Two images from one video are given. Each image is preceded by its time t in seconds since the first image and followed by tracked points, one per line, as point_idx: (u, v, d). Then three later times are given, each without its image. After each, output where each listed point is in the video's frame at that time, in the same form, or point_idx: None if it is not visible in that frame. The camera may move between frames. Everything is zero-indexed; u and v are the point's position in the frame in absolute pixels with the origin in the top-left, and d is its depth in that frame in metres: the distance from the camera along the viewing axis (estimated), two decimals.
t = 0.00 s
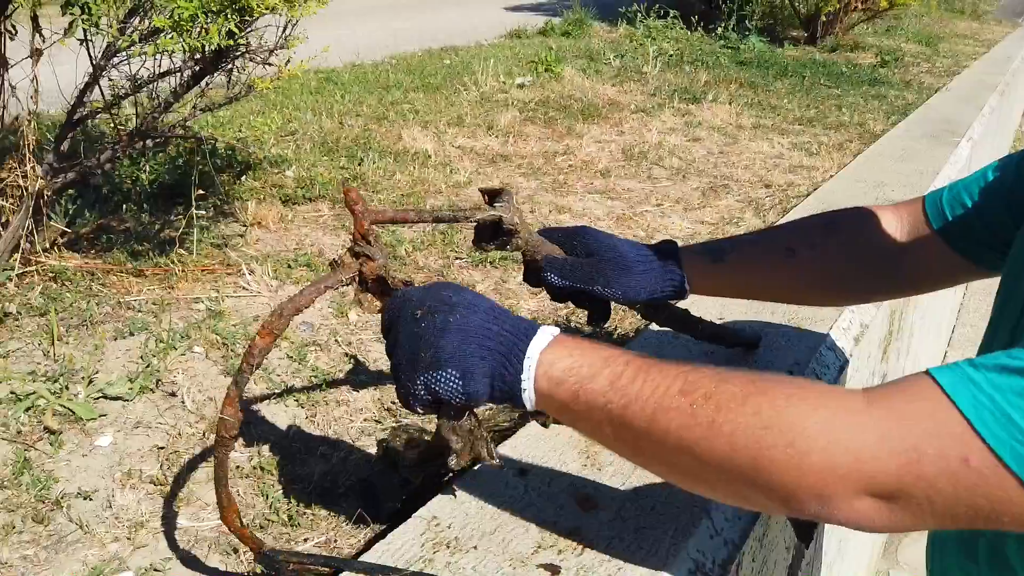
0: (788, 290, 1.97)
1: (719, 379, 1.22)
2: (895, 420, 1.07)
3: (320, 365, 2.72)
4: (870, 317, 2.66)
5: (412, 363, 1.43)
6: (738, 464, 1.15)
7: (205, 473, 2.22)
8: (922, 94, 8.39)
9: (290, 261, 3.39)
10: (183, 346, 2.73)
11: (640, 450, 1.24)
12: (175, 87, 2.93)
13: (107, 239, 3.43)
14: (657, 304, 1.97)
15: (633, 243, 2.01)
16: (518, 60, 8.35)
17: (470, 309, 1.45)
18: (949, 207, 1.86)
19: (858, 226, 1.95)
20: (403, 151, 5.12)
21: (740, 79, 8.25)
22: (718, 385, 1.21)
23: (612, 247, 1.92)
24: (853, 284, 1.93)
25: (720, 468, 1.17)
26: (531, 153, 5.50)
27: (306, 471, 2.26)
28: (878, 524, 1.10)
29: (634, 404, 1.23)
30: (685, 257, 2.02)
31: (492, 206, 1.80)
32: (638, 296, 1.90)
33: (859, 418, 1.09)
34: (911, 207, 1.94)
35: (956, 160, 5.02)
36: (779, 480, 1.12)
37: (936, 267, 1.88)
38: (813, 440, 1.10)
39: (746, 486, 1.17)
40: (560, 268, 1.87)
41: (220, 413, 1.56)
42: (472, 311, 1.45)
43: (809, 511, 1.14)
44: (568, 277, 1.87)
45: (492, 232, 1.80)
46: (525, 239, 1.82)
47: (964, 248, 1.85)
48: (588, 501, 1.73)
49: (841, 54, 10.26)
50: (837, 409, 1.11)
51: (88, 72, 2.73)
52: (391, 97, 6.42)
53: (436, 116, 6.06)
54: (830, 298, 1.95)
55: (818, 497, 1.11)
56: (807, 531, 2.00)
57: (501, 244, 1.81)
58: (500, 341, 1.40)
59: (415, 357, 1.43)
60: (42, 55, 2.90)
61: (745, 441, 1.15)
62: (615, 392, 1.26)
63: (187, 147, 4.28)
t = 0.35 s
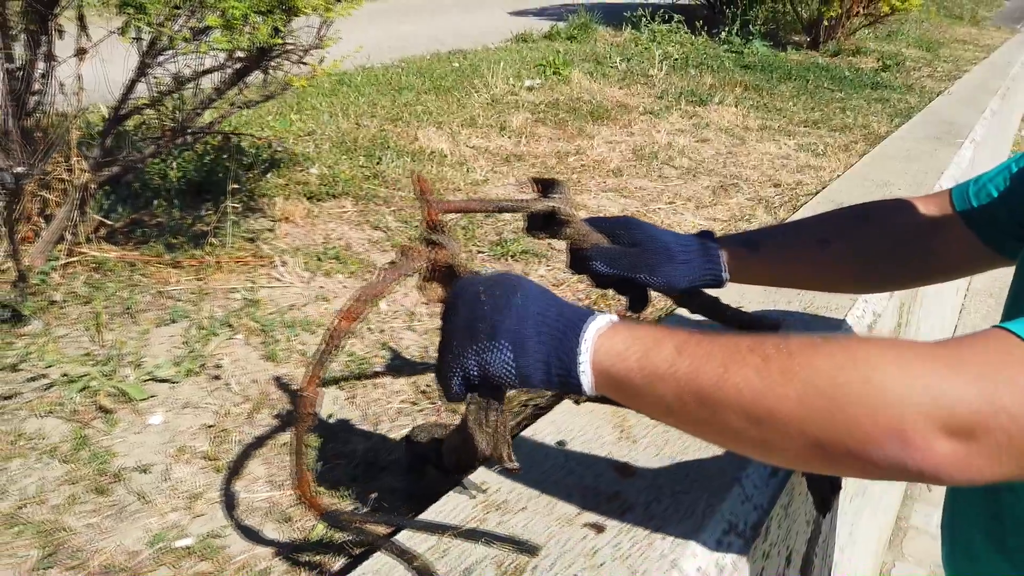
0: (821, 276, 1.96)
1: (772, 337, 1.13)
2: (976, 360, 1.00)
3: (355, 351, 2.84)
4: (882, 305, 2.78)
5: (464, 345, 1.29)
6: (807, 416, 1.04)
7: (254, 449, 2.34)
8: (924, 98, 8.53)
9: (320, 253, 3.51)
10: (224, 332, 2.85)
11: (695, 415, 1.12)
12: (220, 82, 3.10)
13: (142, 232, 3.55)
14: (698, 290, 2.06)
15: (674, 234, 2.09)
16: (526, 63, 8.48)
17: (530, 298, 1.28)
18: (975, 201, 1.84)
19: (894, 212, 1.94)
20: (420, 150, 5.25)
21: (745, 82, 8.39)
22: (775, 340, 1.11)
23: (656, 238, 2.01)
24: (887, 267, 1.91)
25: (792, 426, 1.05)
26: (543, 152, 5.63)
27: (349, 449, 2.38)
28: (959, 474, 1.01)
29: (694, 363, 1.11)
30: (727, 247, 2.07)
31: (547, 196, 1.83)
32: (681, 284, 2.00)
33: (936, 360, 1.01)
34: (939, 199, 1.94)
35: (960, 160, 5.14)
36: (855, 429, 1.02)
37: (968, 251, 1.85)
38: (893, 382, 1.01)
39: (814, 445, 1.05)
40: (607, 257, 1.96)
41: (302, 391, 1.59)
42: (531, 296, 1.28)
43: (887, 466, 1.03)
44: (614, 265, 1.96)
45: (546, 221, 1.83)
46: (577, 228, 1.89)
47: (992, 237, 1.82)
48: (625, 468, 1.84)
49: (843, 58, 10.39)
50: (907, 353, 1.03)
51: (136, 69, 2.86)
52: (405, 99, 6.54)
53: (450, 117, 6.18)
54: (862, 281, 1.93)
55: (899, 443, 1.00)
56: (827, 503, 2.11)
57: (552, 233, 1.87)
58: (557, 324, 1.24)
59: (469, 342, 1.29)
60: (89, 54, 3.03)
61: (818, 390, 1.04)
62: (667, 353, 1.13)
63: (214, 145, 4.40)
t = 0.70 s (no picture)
0: (813, 275, 2.02)
1: (801, 304, 1.09)
2: (998, 361, 0.96)
3: (358, 347, 2.91)
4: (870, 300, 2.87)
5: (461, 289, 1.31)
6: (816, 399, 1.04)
7: (262, 441, 2.42)
8: (915, 97, 8.62)
9: (322, 252, 3.58)
10: (230, 329, 2.93)
11: (709, 381, 1.13)
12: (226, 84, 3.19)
13: (147, 232, 3.62)
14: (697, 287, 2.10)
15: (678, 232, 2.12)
16: (522, 63, 8.55)
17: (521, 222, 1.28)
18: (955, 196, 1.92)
19: (884, 211, 1.98)
20: (418, 150, 5.32)
21: (738, 82, 8.47)
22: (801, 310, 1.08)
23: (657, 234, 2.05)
24: (876, 267, 1.95)
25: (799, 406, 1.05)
26: (540, 153, 5.70)
27: (353, 441, 2.46)
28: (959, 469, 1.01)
29: (714, 333, 1.09)
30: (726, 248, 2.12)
31: (548, 195, 2.17)
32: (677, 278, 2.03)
33: (955, 358, 0.97)
34: (924, 197, 2.02)
35: (949, 160, 5.24)
36: (861, 417, 1.01)
37: (952, 249, 1.93)
38: (906, 379, 0.98)
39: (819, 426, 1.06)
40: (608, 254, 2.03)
41: (314, 380, 1.73)
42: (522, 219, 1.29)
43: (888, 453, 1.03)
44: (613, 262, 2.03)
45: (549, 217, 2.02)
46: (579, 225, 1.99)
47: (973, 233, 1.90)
48: (621, 455, 1.92)
49: (836, 58, 10.48)
50: (926, 342, 1.00)
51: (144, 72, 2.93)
52: (402, 100, 6.61)
53: (447, 118, 6.25)
54: (853, 279, 1.98)
55: (901, 437, 1.00)
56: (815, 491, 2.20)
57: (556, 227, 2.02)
58: (554, 249, 1.25)
59: (463, 282, 1.30)
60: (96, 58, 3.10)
61: (835, 373, 1.02)
62: (687, 319, 1.11)
63: (216, 146, 4.47)
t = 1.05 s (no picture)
0: (774, 271, 2.04)
1: (717, 280, 1.20)
2: (897, 324, 1.07)
3: (334, 343, 2.94)
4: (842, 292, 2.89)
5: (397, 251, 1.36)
6: (736, 367, 1.13)
7: (234, 436, 2.45)
8: (901, 95, 8.66)
9: (301, 249, 3.60)
10: (206, 325, 2.95)
11: (633, 353, 1.21)
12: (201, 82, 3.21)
13: (127, 230, 3.64)
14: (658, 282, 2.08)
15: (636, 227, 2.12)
16: (510, 62, 8.56)
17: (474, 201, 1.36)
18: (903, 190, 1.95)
19: (840, 205, 2.02)
20: (402, 148, 5.34)
21: (726, 80, 8.49)
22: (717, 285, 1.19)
23: (617, 228, 2.04)
24: (840, 264, 1.99)
25: (719, 372, 1.14)
26: (524, 150, 5.72)
27: (325, 435, 2.49)
28: (865, 430, 1.11)
29: (638, 306, 1.19)
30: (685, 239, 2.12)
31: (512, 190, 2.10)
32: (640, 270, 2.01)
33: (860, 322, 1.08)
34: (876, 192, 2.04)
35: (930, 156, 5.27)
36: (776, 381, 1.11)
37: (909, 244, 1.96)
38: (815, 342, 1.09)
39: (737, 394, 1.15)
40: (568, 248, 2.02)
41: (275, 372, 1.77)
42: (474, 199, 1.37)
43: (799, 416, 1.13)
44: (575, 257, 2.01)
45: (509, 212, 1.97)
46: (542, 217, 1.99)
47: (928, 226, 1.93)
48: (584, 445, 1.95)
49: (824, 56, 10.50)
50: (833, 310, 1.11)
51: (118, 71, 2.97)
52: (389, 98, 6.62)
53: (433, 116, 6.27)
54: (817, 277, 2.01)
55: (813, 397, 1.10)
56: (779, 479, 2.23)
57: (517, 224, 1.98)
58: (494, 230, 1.32)
59: (402, 244, 1.36)
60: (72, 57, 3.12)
61: (745, 337, 1.12)
62: (615, 292, 1.21)
63: (197, 145, 4.49)
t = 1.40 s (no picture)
0: (755, 267, 2.04)
1: (672, 288, 1.23)
2: (848, 322, 1.10)
3: (319, 337, 2.94)
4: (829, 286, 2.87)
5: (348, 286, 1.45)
6: (693, 375, 1.17)
7: (218, 430, 2.46)
8: (895, 92, 8.67)
9: (290, 245, 3.60)
10: (192, 320, 2.96)
11: (595, 362, 1.25)
12: (186, 77, 3.25)
13: (115, 225, 3.64)
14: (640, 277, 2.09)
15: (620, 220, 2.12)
16: (505, 60, 8.56)
17: (407, 233, 1.38)
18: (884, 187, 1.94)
19: (821, 201, 2.02)
20: (393, 145, 5.34)
21: (720, 77, 8.49)
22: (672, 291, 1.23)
23: (602, 225, 2.04)
24: (819, 258, 1.99)
25: (675, 378, 1.18)
26: (516, 147, 5.72)
27: (309, 429, 2.50)
28: (825, 424, 1.15)
29: (594, 321, 1.23)
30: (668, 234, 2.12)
31: (496, 183, 1.97)
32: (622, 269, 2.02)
33: (812, 322, 1.11)
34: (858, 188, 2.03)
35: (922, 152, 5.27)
36: (733, 384, 1.15)
37: (888, 239, 1.96)
38: (768, 345, 1.12)
39: (696, 397, 1.19)
40: (554, 242, 2.01)
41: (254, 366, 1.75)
42: (407, 228, 1.39)
43: (759, 415, 1.16)
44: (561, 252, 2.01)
45: (496, 209, 1.93)
46: (527, 215, 1.97)
47: (907, 222, 1.92)
48: (562, 436, 1.95)
49: (819, 53, 10.50)
50: (785, 312, 1.14)
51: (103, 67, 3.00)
52: (382, 96, 6.62)
53: (426, 113, 6.27)
54: (796, 270, 2.02)
55: (770, 397, 1.14)
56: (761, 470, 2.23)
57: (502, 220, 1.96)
58: (429, 265, 1.37)
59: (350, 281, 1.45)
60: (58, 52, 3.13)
61: (697, 348, 1.15)
62: (570, 307, 1.25)
63: (187, 142, 4.49)
